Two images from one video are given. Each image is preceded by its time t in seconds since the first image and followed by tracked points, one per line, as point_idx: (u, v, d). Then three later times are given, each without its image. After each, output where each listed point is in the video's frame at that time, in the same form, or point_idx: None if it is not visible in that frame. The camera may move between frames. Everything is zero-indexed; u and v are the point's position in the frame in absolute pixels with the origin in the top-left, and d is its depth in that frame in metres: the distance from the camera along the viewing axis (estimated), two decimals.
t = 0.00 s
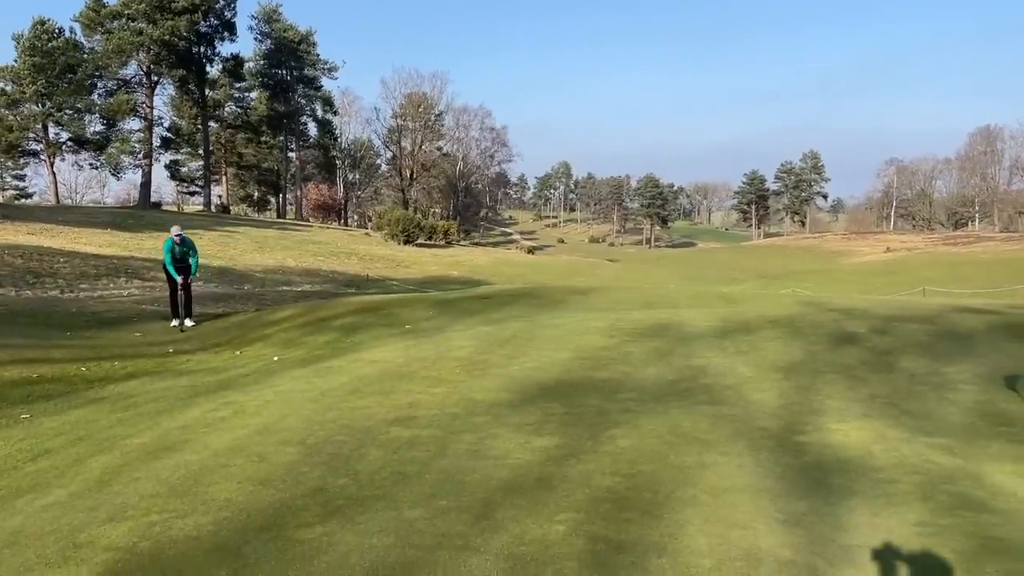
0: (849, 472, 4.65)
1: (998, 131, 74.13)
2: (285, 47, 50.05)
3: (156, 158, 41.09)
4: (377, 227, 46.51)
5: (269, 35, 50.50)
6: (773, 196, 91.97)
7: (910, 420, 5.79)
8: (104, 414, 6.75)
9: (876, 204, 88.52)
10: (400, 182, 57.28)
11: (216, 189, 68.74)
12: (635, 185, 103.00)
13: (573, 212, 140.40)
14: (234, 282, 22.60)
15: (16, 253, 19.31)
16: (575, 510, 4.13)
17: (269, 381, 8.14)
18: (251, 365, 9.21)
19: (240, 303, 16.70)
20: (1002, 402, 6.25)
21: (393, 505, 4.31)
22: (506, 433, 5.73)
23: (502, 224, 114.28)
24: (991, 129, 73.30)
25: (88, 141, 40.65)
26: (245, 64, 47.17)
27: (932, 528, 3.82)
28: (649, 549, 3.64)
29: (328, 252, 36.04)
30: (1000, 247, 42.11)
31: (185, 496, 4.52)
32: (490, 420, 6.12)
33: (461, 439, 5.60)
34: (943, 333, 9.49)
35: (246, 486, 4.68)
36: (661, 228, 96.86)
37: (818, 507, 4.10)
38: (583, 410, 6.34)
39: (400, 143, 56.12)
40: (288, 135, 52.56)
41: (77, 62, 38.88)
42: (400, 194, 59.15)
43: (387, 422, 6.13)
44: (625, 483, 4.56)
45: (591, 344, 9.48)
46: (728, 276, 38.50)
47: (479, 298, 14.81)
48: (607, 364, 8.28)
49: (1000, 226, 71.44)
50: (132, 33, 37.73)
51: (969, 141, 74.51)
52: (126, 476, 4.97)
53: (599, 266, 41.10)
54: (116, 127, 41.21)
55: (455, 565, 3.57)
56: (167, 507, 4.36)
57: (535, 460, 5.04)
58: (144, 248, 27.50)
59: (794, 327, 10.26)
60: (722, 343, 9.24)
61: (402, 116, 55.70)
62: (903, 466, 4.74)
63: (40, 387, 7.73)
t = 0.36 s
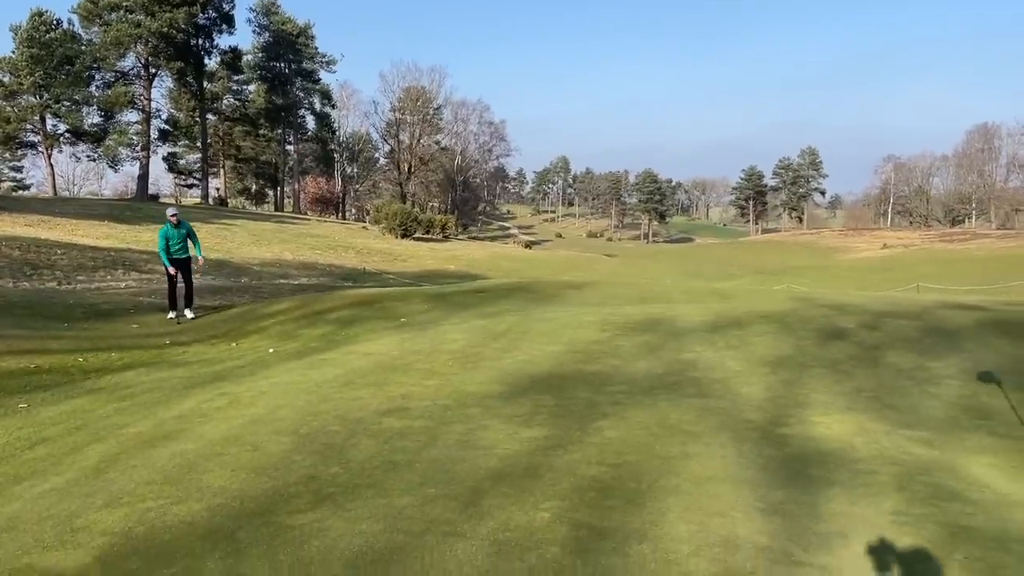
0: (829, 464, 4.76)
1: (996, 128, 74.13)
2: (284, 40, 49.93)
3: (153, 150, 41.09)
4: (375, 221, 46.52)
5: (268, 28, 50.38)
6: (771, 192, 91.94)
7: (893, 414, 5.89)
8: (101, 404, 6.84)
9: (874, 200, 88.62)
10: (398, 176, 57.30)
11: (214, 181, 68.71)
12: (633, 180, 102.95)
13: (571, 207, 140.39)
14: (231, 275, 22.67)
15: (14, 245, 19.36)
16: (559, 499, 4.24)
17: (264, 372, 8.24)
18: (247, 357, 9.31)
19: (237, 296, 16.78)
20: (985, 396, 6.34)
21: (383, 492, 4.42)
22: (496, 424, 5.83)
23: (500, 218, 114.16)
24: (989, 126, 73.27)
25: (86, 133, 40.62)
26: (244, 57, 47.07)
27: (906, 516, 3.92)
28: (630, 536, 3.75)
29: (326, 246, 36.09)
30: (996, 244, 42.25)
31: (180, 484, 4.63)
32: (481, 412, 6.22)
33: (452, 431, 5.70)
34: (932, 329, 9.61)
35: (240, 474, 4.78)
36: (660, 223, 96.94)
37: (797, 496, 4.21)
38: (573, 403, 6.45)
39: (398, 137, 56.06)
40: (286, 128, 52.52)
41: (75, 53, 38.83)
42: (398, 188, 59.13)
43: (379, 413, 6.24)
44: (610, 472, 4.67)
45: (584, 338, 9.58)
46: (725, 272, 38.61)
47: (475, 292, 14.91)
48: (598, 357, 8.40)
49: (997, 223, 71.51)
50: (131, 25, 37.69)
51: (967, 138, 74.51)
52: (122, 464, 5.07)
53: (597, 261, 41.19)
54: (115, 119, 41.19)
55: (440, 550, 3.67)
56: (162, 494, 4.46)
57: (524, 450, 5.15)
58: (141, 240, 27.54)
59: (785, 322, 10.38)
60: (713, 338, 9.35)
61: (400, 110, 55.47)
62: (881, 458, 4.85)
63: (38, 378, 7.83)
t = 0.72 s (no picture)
0: (806, 454, 4.91)
1: (989, 125, 74.44)
2: (278, 32, 49.82)
3: (146, 142, 41.04)
4: (369, 215, 46.55)
5: (262, 20, 50.21)
6: (765, 188, 92.18)
7: (872, 407, 6.04)
8: (97, 394, 6.95)
9: (868, 197, 89.02)
10: (392, 170, 57.33)
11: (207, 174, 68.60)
12: (628, 175, 103.03)
13: (566, 203, 140.46)
14: (225, 268, 22.72)
15: (7, 237, 19.38)
16: (543, 486, 4.38)
17: (258, 364, 8.35)
18: (241, 348, 9.42)
19: (231, 289, 16.85)
20: (962, 389, 6.50)
21: (374, 480, 4.55)
22: (485, 415, 5.97)
23: (495, 213, 114.18)
24: (982, 124, 73.54)
25: (78, 125, 40.51)
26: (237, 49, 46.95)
27: (877, 503, 4.07)
28: (612, 521, 3.89)
29: (320, 239, 36.13)
30: (987, 242, 42.55)
31: (174, 471, 4.74)
32: (471, 403, 6.35)
33: (441, 421, 5.83)
34: (915, 325, 9.78)
35: (233, 462, 4.90)
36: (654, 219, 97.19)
37: (773, 484, 4.36)
38: (561, 394, 6.59)
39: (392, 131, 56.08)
40: (280, 121, 52.45)
41: (68, 45, 38.69)
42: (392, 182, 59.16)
43: (370, 404, 6.36)
44: (594, 461, 4.81)
45: (573, 331, 9.72)
46: (718, 268, 38.78)
47: (466, 286, 15.03)
48: (587, 350, 8.54)
49: (989, 220, 71.89)
50: (124, 16, 37.61)
51: (959, 135, 74.84)
52: (117, 452, 5.18)
53: (590, 256, 41.35)
54: (107, 111, 41.10)
55: (428, 532, 3.79)
56: (157, 480, 4.57)
57: (511, 440, 5.28)
58: (134, 233, 27.56)
59: (772, 317, 10.55)
60: (701, 332, 9.49)
61: (394, 104, 55.54)
62: (858, 447, 5.01)
63: (33, 368, 7.93)
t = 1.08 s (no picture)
0: (789, 447, 5.01)
1: (982, 123, 74.74)
2: (272, 27, 49.73)
3: (139, 137, 40.97)
4: (363, 210, 46.53)
5: (256, 15, 50.04)
6: (759, 186, 92.40)
7: (855, 401, 6.14)
8: (90, 387, 7.01)
9: (861, 195, 89.37)
10: (387, 166, 57.33)
11: (201, 168, 68.45)
12: (622, 172, 103.08)
13: (560, 199, 140.47)
14: (218, 262, 22.74)
15: None
16: (530, 477, 4.47)
17: (251, 358, 8.41)
18: (234, 343, 9.47)
19: (224, 284, 16.88)
20: (944, 384, 6.62)
21: (364, 471, 4.63)
22: (475, 408, 6.05)
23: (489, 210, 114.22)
24: (975, 122, 73.89)
25: (71, 119, 40.39)
26: (231, 44, 46.85)
27: (855, 494, 4.17)
28: (596, 511, 3.98)
29: (314, 235, 36.14)
30: (980, 240, 42.83)
31: (167, 462, 4.81)
32: (461, 397, 6.43)
33: (431, 414, 5.90)
34: (901, 321, 9.89)
35: (225, 454, 4.96)
36: (649, 216, 97.39)
37: (755, 475, 4.46)
38: (550, 388, 6.69)
39: (387, 126, 56.02)
40: (274, 116, 52.37)
41: (61, 38, 38.52)
42: (386, 177, 59.12)
43: (362, 397, 6.43)
44: (581, 453, 4.91)
45: (564, 327, 9.81)
46: (711, 264, 38.94)
47: (459, 282, 15.09)
48: (577, 345, 8.64)
49: (981, 218, 72.26)
50: (117, 10, 37.55)
51: (953, 134, 75.22)
52: (110, 444, 5.24)
53: (585, 253, 41.46)
54: (101, 105, 40.98)
55: (416, 522, 3.87)
56: (151, 471, 4.65)
57: (500, 433, 5.37)
58: (128, 228, 27.52)
59: (761, 314, 10.66)
60: (690, 328, 9.61)
61: (389, 99, 55.46)
62: (838, 441, 5.11)
63: (26, 362, 7.97)
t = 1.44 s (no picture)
0: (769, 440, 5.10)
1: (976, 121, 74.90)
2: (267, 24, 49.60)
3: (135, 135, 40.97)
4: (358, 208, 46.53)
5: (251, 12, 49.98)
6: (755, 183, 92.54)
7: (836, 396, 6.21)
8: (83, 383, 7.08)
9: (857, 192, 89.54)
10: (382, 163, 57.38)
11: (197, 166, 68.43)
12: (618, 169, 103.17)
13: (557, 196, 140.54)
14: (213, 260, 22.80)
15: None
16: (513, 470, 4.55)
17: (243, 355, 8.48)
18: (226, 339, 9.53)
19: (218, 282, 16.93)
20: (925, 378, 6.71)
21: (350, 464, 4.70)
22: (461, 403, 6.13)
23: (486, 207, 114.31)
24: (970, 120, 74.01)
25: (66, 117, 40.37)
26: (226, 41, 46.80)
27: (829, 485, 4.26)
28: (575, 503, 4.07)
29: (309, 232, 36.19)
30: (973, 237, 42.96)
31: (157, 456, 4.89)
32: (448, 392, 6.51)
33: (419, 409, 5.98)
34: (888, 318, 9.98)
35: (213, 448, 5.03)
36: (645, 213, 97.45)
37: (733, 468, 4.55)
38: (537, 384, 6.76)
39: (382, 124, 55.98)
40: (269, 113, 52.33)
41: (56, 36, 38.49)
42: (382, 174, 59.12)
43: (351, 393, 6.51)
44: (564, 446, 5.00)
45: (554, 323, 9.89)
46: (706, 262, 39.04)
47: (451, 280, 15.15)
48: (566, 342, 8.73)
49: (975, 215, 72.42)
50: (112, 8, 37.60)
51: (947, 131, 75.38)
52: (102, 438, 5.32)
53: (580, 250, 41.53)
54: (96, 103, 40.96)
55: (398, 514, 3.95)
56: (140, 465, 4.72)
57: (485, 428, 5.44)
58: (123, 225, 27.54)
59: (749, 310, 10.75)
60: (679, 324, 9.70)
61: (385, 96, 55.39)
62: (817, 434, 5.21)
63: (19, 358, 8.03)
